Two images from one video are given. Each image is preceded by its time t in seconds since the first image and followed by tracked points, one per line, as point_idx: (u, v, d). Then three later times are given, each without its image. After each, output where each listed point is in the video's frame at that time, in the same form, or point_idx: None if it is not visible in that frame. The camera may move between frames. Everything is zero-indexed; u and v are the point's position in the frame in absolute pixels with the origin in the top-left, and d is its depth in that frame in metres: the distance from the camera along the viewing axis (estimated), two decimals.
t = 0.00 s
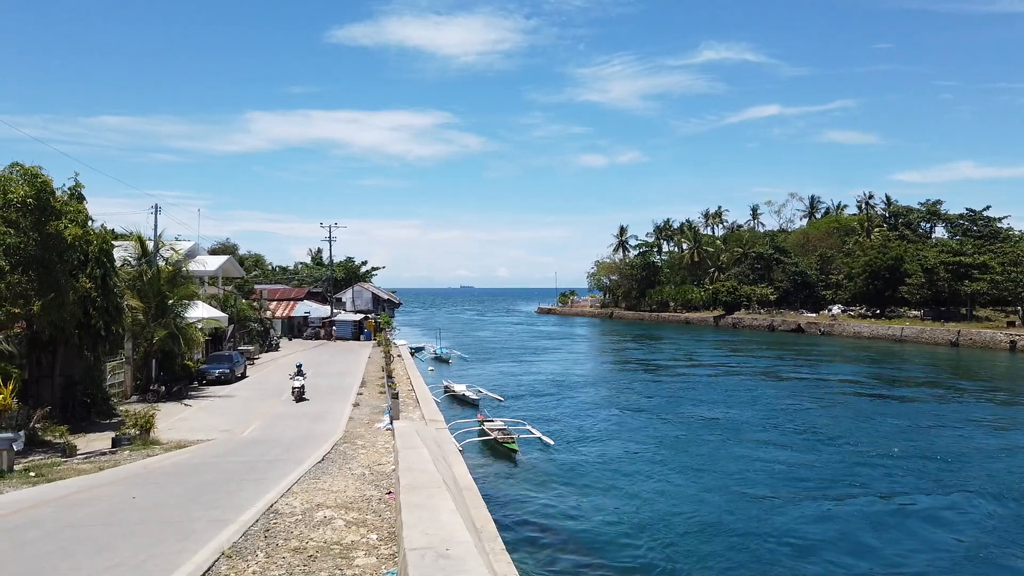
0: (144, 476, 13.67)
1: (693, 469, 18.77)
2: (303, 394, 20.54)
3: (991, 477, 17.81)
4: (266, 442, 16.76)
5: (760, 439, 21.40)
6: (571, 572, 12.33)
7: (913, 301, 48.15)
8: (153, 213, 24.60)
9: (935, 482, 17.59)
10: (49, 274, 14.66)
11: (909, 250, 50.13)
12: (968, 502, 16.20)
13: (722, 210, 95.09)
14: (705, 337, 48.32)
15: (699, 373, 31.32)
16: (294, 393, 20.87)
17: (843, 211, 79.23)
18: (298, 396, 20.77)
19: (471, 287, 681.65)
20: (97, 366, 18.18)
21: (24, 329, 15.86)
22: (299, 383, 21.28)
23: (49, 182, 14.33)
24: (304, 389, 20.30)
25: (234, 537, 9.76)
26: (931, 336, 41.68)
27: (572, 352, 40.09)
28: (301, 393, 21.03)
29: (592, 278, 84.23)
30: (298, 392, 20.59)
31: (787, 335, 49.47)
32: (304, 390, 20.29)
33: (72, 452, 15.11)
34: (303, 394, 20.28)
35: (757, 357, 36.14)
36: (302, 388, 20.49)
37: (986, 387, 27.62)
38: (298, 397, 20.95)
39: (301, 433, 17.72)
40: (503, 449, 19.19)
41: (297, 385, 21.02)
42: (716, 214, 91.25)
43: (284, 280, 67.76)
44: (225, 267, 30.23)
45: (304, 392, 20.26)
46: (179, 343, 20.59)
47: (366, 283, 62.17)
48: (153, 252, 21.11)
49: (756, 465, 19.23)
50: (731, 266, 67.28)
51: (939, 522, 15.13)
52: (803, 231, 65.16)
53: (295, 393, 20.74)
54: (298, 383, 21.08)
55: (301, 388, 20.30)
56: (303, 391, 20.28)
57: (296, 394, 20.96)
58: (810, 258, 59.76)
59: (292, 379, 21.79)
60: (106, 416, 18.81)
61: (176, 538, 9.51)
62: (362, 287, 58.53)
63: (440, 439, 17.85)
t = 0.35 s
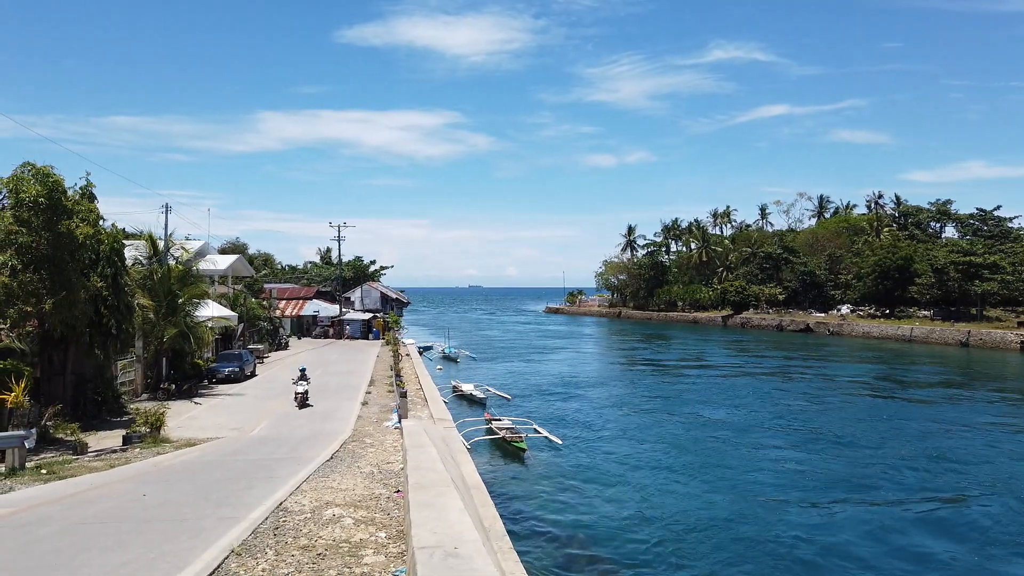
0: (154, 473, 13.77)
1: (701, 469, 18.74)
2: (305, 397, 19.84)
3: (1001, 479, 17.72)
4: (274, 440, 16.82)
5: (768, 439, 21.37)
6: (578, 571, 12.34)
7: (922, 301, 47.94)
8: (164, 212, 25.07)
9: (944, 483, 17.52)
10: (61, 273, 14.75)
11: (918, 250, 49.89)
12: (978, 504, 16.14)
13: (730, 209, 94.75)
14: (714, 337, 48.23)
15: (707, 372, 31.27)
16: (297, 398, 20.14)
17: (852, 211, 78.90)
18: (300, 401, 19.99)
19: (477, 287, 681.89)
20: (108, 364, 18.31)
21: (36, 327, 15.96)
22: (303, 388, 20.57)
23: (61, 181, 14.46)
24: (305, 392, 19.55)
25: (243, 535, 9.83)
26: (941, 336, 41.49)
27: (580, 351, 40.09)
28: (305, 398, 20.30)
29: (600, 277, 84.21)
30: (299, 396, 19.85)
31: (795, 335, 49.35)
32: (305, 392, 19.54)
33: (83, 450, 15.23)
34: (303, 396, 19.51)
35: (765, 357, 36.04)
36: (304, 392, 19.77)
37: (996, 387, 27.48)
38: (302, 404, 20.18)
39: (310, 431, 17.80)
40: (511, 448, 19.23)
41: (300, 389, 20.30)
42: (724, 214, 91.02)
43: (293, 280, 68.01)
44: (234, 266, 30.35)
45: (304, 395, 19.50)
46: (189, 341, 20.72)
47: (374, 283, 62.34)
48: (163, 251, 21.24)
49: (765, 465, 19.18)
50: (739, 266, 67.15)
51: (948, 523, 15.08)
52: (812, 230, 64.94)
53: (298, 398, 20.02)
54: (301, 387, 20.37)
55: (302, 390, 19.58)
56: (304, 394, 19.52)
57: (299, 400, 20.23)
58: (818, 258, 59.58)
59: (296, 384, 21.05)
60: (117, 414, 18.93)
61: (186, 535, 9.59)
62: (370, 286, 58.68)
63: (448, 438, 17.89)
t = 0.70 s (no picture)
0: (163, 472, 13.84)
1: (709, 469, 18.69)
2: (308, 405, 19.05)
3: (1011, 480, 17.63)
4: (282, 439, 16.88)
5: (777, 440, 21.31)
6: (586, 570, 12.35)
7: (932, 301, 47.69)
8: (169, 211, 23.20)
9: (954, 484, 17.44)
10: (71, 272, 14.83)
11: (929, 250, 49.63)
12: (987, 505, 16.06)
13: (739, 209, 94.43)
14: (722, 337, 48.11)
15: (714, 372, 31.22)
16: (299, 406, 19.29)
17: (861, 211, 78.51)
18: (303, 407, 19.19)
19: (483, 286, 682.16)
20: (117, 363, 18.39)
21: (46, 326, 16.04)
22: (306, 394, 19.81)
23: (72, 181, 14.55)
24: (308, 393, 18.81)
25: (251, 533, 9.85)
26: (951, 337, 41.29)
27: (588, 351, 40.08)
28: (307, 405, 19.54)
29: (608, 277, 84.11)
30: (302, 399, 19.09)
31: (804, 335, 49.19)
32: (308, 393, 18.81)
33: (93, 448, 15.31)
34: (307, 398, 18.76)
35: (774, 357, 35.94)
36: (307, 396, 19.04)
37: (1007, 388, 27.33)
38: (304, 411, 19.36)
39: (318, 430, 17.84)
40: (519, 447, 19.22)
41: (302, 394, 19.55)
42: (733, 214, 90.74)
43: (301, 279, 68.24)
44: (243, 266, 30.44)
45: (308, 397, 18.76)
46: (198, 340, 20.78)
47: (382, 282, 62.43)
48: (172, 250, 21.30)
49: (773, 465, 19.11)
50: (747, 265, 66.94)
51: (958, 525, 15.01)
52: (821, 230, 64.68)
53: (300, 404, 19.24)
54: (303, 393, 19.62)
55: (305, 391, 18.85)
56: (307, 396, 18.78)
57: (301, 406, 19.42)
58: (827, 257, 59.34)
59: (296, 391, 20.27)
60: (126, 412, 19.03)
61: (195, 533, 9.63)
62: (378, 285, 58.77)
63: (456, 438, 17.91)
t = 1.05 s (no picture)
0: (171, 470, 13.89)
1: (717, 470, 18.62)
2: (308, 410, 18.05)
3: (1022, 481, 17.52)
4: (290, 438, 16.91)
5: (785, 440, 21.24)
6: (593, 570, 12.32)
7: (942, 302, 47.46)
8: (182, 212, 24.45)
9: (963, 485, 17.35)
10: (80, 271, 14.91)
11: (938, 250, 49.36)
12: (998, 507, 15.97)
13: (747, 209, 94.16)
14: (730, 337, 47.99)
15: (722, 372, 31.18)
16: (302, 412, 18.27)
17: (870, 211, 78.17)
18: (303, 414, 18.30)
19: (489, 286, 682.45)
20: (127, 362, 18.48)
21: (56, 325, 16.13)
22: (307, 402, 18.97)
23: (81, 180, 14.61)
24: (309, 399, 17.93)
25: (259, 532, 9.86)
26: (961, 337, 41.09)
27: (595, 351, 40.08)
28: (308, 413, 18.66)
29: (615, 277, 84.03)
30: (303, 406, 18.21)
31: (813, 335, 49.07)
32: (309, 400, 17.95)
33: (102, 447, 15.38)
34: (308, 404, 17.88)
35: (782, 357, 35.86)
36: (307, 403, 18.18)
37: (1017, 389, 27.18)
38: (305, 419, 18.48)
39: (326, 429, 17.88)
40: (527, 447, 19.18)
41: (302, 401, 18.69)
42: (741, 214, 90.50)
43: (310, 279, 68.46)
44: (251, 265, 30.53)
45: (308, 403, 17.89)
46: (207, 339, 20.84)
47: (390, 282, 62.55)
48: (181, 250, 21.38)
49: (781, 466, 19.05)
50: (755, 265, 66.77)
51: (968, 526, 14.93)
52: (829, 230, 64.44)
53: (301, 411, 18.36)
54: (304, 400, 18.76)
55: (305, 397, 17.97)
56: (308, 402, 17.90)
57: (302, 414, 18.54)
58: (836, 257, 59.14)
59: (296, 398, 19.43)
60: (136, 411, 19.11)
61: (204, 532, 9.66)
62: (386, 285, 58.88)
63: (464, 437, 17.91)
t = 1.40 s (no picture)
0: (181, 469, 13.96)
1: (726, 470, 18.57)
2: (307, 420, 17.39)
3: None
4: (298, 437, 16.95)
5: (793, 441, 21.19)
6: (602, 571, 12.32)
7: (952, 302, 47.22)
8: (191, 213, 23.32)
9: (973, 487, 17.26)
10: (91, 270, 15.00)
11: (949, 250, 49.12)
12: (1008, 508, 15.88)
13: (755, 209, 93.85)
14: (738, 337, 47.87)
15: (730, 373, 31.10)
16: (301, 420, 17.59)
17: (880, 211, 77.80)
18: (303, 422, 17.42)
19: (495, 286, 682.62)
20: (136, 361, 18.56)
21: (67, 324, 16.22)
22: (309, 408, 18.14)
23: (91, 180, 14.68)
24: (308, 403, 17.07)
25: (269, 531, 9.90)
26: (971, 338, 40.87)
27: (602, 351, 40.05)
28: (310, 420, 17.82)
29: (623, 276, 83.92)
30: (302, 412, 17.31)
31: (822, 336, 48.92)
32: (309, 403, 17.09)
33: (112, 445, 15.45)
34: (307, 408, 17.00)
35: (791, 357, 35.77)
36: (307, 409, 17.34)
37: None
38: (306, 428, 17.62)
39: (334, 429, 17.92)
40: (534, 448, 19.19)
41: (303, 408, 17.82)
42: (749, 213, 90.22)
43: (318, 279, 68.65)
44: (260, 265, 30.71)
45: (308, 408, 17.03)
46: (217, 338, 20.89)
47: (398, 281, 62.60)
48: (191, 249, 21.44)
49: (789, 466, 18.99)
50: (764, 265, 66.55)
51: (977, 528, 14.86)
52: (839, 230, 64.18)
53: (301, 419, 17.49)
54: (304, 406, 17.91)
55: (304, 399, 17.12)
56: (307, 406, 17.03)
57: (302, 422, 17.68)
58: (845, 257, 58.90)
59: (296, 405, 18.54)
60: (145, 409, 19.20)
61: (215, 531, 9.73)
62: (394, 284, 58.95)
63: (472, 437, 17.92)
